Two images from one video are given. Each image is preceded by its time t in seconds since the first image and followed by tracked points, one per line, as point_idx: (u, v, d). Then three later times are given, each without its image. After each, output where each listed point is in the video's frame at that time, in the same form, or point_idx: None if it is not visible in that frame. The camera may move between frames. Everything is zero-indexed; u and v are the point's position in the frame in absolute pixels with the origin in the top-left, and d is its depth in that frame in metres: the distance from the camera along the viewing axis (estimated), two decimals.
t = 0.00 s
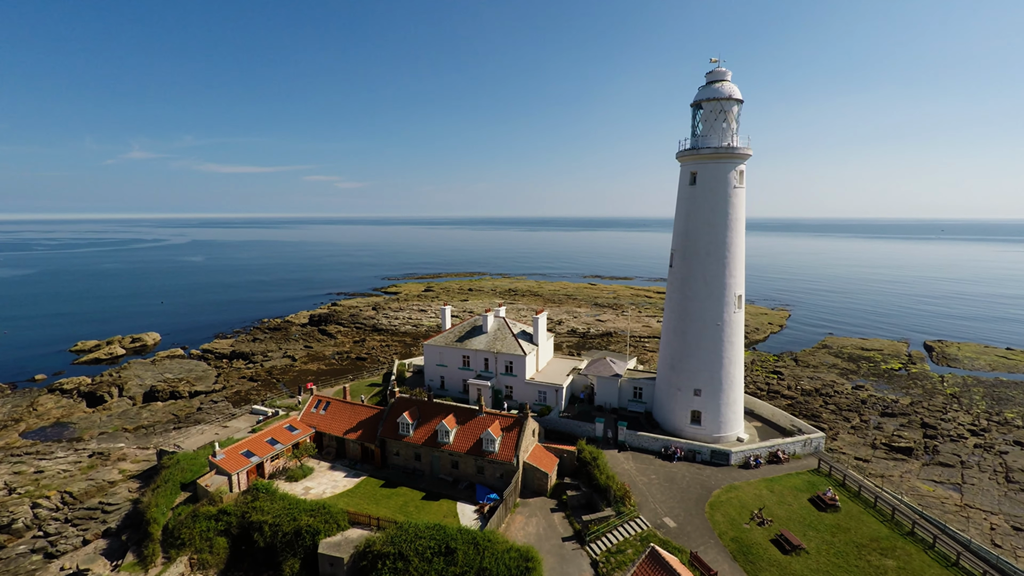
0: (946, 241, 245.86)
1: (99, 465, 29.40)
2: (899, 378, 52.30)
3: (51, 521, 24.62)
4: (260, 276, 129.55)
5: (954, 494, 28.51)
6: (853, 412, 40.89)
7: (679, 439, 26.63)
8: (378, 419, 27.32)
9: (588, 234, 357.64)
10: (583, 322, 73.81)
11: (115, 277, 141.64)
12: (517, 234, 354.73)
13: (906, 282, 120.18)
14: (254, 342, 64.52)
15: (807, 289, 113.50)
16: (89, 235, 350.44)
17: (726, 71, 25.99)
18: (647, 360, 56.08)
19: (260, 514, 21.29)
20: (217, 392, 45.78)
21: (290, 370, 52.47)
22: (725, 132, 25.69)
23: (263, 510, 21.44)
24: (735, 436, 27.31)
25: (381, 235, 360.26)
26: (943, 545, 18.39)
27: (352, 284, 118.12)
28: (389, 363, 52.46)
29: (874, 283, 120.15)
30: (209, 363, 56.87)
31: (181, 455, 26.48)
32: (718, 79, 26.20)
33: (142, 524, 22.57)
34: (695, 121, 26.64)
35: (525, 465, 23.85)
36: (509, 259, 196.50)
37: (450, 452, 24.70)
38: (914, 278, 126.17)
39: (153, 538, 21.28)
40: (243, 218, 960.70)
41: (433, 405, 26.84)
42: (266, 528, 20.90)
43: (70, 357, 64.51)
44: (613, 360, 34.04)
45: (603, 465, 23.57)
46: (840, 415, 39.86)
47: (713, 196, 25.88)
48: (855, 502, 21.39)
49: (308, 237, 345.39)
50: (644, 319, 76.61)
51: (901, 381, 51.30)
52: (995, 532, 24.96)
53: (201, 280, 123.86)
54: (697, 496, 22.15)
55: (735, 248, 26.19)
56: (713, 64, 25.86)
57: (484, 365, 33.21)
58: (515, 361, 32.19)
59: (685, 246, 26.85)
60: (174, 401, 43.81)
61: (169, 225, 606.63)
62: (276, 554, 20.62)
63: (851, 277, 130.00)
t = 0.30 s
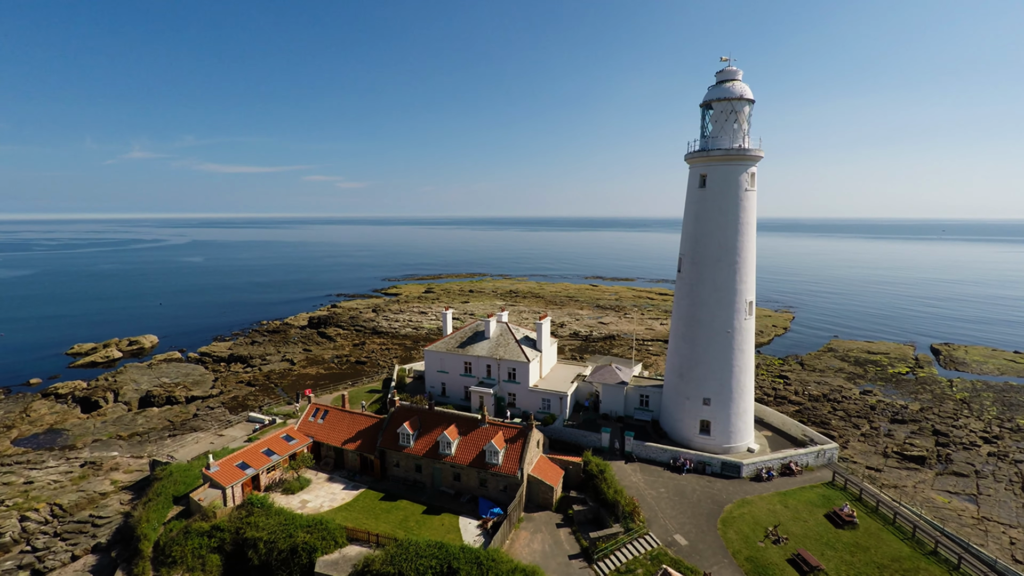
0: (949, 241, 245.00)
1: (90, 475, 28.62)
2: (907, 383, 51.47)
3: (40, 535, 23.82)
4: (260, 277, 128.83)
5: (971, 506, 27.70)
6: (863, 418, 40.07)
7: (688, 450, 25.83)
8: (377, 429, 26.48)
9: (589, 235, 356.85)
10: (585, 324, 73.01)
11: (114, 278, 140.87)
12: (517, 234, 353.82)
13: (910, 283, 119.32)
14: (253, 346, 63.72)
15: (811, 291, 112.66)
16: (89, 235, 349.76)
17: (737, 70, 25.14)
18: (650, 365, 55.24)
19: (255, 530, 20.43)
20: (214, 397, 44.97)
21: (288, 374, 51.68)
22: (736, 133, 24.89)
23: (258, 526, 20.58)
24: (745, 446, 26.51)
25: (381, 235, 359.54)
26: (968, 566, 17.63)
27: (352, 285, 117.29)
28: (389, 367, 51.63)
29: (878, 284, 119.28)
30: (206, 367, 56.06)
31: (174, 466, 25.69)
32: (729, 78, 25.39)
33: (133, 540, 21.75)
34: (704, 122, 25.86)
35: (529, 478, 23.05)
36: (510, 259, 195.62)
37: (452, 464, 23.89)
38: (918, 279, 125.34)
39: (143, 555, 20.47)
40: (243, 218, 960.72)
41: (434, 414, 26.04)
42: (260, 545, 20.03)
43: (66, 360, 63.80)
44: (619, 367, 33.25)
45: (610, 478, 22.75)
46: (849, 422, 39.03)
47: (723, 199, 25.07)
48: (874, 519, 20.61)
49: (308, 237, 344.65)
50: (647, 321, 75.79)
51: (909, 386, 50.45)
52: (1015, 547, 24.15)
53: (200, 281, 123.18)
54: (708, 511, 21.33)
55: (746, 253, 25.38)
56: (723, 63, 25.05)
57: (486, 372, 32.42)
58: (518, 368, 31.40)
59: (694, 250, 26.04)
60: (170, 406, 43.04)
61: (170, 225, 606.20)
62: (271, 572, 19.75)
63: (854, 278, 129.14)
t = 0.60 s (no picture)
0: (949, 242, 244.77)
1: (80, 487, 27.77)
2: (914, 387, 50.75)
3: (25, 550, 22.95)
4: (258, 278, 128.09)
5: (986, 518, 26.95)
6: (871, 425, 39.31)
7: (696, 461, 25.05)
8: (376, 440, 25.68)
9: (588, 235, 356.28)
10: (586, 327, 72.28)
11: (111, 279, 139.67)
12: (517, 235, 353.14)
13: (912, 284, 118.66)
14: (250, 349, 62.80)
15: (813, 292, 111.98)
16: (87, 235, 348.78)
17: (747, 70, 24.34)
18: (653, 369, 54.43)
19: (247, 547, 19.49)
20: (209, 403, 44.11)
21: (286, 379, 50.86)
22: (746, 135, 24.11)
23: (250, 543, 19.65)
24: (754, 457, 25.73)
25: (381, 235, 358.65)
26: None
27: (350, 286, 116.29)
28: (387, 372, 50.74)
29: (880, 285, 118.61)
30: (202, 371, 55.18)
31: (165, 479, 24.83)
32: (739, 78, 24.59)
33: (121, 558, 20.87)
34: (713, 123, 25.10)
35: (533, 492, 22.24)
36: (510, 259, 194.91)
37: (453, 477, 23.07)
38: (920, 280, 124.76)
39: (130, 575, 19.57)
40: (242, 217, 960.32)
41: (434, 424, 25.23)
42: (253, 564, 19.07)
43: (61, 363, 62.95)
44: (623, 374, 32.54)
45: (617, 493, 21.97)
46: (857, 429, 38.28)
47: (733, 203, 24.30)
48: (891, 536, 19.87)
49: (306, 237, 343.81)
50: (649, 324, 74.98)
51: (916, 390, 49.70)
52: None
53: (198, 282, 122.39)
54: (720, 527, 20.56)
55: (756, 258, 24.60)
56: (733, 62, 24.25)
57: (488, 379, 31.64)
58: (520, 375, 30.64)
59: (702, 256, 25.26)
60: (165, 412, 42.19)
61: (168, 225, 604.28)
62: None
63: (856, 279, 128.47)
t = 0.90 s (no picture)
0: (950, 242, 244.57)
1: (68, 500, 26.89)
2: (920, 391, 50.05)
3: (9, 568, 22.05)
4: (256, 279, 127.17)
5: (1001, 529, 26.24)
6: (879, 431, 38.58)
7: (704, 473, 24.28)
8: (374, 451, 24.85)
9: (588, 235, 355.57)
10: (587, 329, 71.56)
11: (107, 280, 138.41)
12: (515, 235, 352.32)
13: (914, 285, 118.07)
14: (246, 353, 61.87)
15: (815, 293, 111.26)
16: (84, 236, 347.73)
17: (757, 68, 23.52)
18: (656, 373, 53.62)
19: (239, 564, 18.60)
20: (204, 409, 43.21)
21: (282, 384, 50.01)
22: (756, 136, 23.34)
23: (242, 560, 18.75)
24: (764, 468, 24.97)
25: (379, 236, 357.64)
26: None
27: (349, 288, 115.34)
28: (386, 377, 49.87)
29: (881, 286, 118.07)
30: (197, 376, 54.28)
31: (155, 493, 23.99)
32: (748, 77, 23.81)
33: None
34: (722, 124, 24.35)
35: (537, 506, 21.46)
36: (509, 260, 194.17)
37: (454, 491, 22.27)
38: (921, 281, 124.23)
39: None
40: (241, 217, 959.74)
41: (434, 435, 24.42)
42: None
43: (54, 368, 62.02)
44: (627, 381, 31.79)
45: (624, 508, 21.19)
46: (866, 435, 37.56)
47: (742, 206, 23.51)
48: (910, 554, 19.17)
49: (305, 238, 342.80)
50: (650, 326, 74.18)
51: (923, 395, 48.99)
52: None
53: (195, 284, 121.46)
54: (731, 545, 19.79)
55: (766, 263, 23.83)
56: (742, 62, 23.52)
57: (489, 387, 30.87)
58: (522, 383, 29.82)
59: (711, 261, 24.48)
60: (158, 419, 41.30)
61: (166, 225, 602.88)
62: None
63: (857, 280, 127.85)
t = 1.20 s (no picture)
0: (950, 243, 243.94)
1: (57, 512, 26.07)
2: (927, 396, 49.24)
3: None
4: (255, 281, 126.32)
5: (1018, 542, 25.46)
6: (888, 438, 37.78)
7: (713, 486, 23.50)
8: (372, 464, 24.01)
9: (587, 235, 354.64)
10: (588, 332, 70.78)
11: (104, 281, 137.44)
12: (515, 235, 351.39)
13: (917, 287, 117.31)
14: (243, 356, 61.01)
15: (817, 295, 110.46)
16: (82, 237, 346.55)
17: (768, 68, 22.76)
18: (659, 378, 52.80)
19: None
20: (199, 416, 42.39)
21: (279, 388, 49.19)
22: (769, 137, 22.56)
23: None
24: (775, 480, 24.21)
25: (379, 236, 357.10)
26: None
27: (347, 289, 114.48)
28: (385, 382, 49.08)
29: (883, 288, 117.37)
30: (193, 380, 53.38)
31: (145, 507, 23.17)
32: (760, 76, 22.97)
33: None
34: (732, 125, 23.59)
35: (541, 522, 20.67)
36: (509, 260, 193.43)
37: (454, 506, 21.49)
38: (923, 282, 123.53)
39: None
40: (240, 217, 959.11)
41: (435, 447, 23.62)
42: None
43: (48, 371, 61.22)
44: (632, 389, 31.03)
45: (632, 524, 20.43)
46: (875, 443, 36.79)
47: (753, 211, 22.73)
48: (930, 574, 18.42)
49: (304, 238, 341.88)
50: (652, 329, 73.44)
51: (930, 400, 48.22)
52: None
53: (193, 285, 120.60)
54: (744, 564, 19.02)
55: (777, 269, 23.06)
56: (753, 61, 22.72)
57: (490, 395, 30.10)
58: (525, 391, 29.05)
59: (720, 267, 23.72)
60: (152, 426, 40.47)
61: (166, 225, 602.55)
62: None
63: (859, 281, 127.16)
